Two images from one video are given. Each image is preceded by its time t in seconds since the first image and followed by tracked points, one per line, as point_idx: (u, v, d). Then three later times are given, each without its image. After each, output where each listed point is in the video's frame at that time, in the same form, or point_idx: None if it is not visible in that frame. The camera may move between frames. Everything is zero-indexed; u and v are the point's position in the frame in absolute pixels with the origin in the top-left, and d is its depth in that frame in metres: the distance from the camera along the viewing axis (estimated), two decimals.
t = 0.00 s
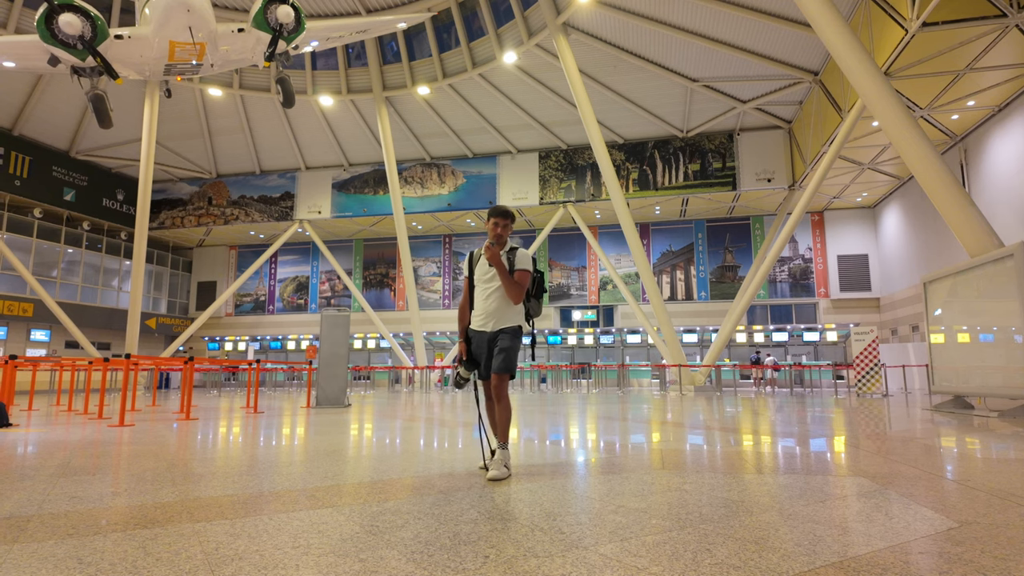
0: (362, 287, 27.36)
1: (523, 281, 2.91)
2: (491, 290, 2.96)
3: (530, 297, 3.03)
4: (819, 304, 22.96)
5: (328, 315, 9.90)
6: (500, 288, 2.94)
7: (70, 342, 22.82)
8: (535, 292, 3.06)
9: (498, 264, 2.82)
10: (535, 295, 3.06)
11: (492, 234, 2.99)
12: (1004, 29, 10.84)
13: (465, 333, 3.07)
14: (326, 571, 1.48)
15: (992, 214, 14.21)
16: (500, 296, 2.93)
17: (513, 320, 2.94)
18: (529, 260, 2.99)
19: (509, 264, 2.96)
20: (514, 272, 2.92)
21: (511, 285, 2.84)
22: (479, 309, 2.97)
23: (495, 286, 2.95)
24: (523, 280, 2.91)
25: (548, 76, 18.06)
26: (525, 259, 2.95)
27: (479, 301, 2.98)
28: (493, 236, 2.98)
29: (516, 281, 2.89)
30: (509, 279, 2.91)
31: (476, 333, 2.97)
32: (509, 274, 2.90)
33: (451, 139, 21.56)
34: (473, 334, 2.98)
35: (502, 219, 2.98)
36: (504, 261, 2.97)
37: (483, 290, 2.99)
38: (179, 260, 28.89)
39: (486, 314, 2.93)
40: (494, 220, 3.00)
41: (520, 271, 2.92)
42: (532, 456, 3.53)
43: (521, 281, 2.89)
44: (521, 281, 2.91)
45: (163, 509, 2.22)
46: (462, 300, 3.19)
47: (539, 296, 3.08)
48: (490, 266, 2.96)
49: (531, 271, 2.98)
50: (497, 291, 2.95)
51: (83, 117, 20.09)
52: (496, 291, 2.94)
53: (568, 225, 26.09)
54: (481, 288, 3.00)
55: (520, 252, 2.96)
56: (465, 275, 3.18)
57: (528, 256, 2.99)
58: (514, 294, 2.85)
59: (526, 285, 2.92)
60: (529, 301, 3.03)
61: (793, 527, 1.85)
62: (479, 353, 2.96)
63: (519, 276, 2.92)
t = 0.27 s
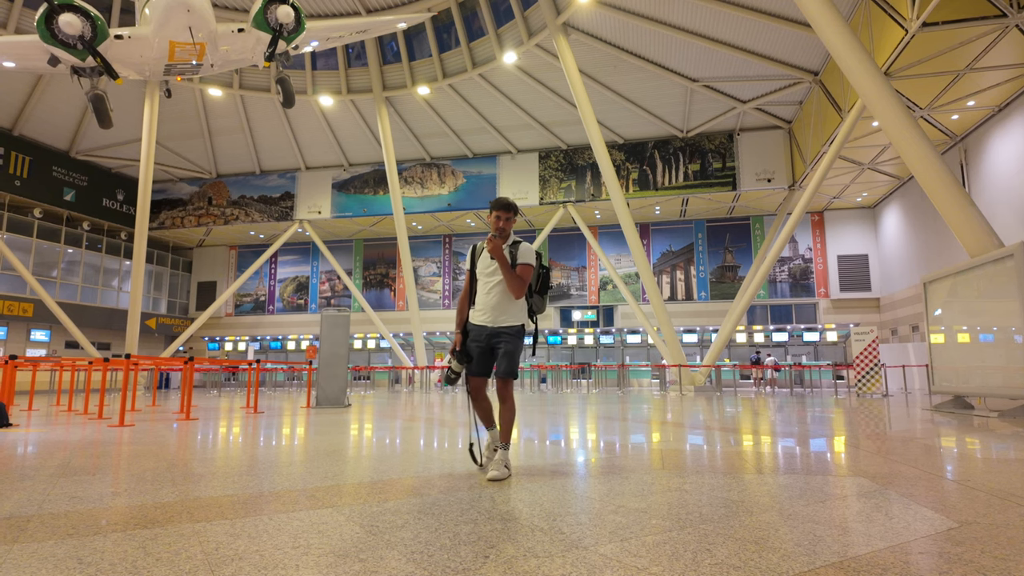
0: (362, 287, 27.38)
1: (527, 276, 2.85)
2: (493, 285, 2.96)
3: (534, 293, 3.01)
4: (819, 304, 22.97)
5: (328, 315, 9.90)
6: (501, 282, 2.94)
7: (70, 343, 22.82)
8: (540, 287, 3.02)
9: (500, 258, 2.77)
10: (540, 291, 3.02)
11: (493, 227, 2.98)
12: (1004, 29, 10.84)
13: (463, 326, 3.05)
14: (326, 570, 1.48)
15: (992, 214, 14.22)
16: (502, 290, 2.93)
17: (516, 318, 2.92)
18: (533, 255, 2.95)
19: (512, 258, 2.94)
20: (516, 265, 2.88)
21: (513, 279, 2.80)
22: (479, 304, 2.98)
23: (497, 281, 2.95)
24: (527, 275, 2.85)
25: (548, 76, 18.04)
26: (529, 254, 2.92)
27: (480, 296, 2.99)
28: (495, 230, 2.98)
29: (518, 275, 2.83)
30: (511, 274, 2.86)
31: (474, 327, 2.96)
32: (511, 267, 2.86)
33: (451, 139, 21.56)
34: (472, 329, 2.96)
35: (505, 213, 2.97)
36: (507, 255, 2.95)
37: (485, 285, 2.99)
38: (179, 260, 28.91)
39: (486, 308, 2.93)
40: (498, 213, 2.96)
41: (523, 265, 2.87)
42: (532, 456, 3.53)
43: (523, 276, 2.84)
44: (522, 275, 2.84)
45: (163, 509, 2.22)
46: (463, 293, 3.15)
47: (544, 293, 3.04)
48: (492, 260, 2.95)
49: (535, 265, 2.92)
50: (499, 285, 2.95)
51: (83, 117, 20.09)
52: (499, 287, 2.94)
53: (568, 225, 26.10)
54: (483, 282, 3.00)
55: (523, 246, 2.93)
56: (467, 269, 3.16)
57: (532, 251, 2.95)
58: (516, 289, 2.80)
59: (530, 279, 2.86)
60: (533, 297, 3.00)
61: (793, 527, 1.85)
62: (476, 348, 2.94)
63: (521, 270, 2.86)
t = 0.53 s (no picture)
0: (363, 288, 27.38)
1: (529, 276, 2.84)
2: (494, 284, 2.91)
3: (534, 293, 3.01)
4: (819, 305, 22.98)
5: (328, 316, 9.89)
6: (503, 281, 2.89)
7: (70, 344, 22.83)
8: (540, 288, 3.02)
9: (503, 257, 2.74)
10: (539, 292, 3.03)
11: (493, 224, 2.95)
12: (1004, 31, 10.84)
13: (460, 324, 2.94)
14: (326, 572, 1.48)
15: (992, 215, 14.22)
16: (503, 289, 2.89)
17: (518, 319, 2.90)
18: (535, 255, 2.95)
19: (513, 256, 2.91)
20: (519, 265, 2.86)
21: (515, 279, 2.77)
22: (480, 303, 2.90)
23: (499, 280, 2.90)
24: (528, 276, 2.84)
25: (547, 77, 18.06)
26: (530, 254, 2.91)
27: (480, 295, 2.92)
28: (494, 227, 2.94)
29: (520, 275, 2.81)
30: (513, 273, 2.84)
31: (473, 326, 2.88)
32: (513, 266, 2.83)
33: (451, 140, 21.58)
34: (471, 328, 2.88)
35: (505, 210, 2.92)
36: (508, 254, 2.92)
37: (486, 284, 2.93)
38: (179, 261, 28.92)
39: (487, 307, 2.86)
40: (499, 211, 2.92)
41: (525, 265, 2.86)
42: (532, 458, 3.53)
43: (525, 276, 2.82)
44: (525, 275, 2.83)
45: (163, 510, 2.22)
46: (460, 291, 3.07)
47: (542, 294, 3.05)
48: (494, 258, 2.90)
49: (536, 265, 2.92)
50: (500, 284, 2.90)
51: (83, 118, 20.11)
52: (501, 285, 2.89)
53: (568, 226, 26.11)
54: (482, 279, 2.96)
55: (526, 246, 2.91)
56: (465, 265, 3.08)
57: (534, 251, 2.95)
58: (518, 288, 2.78)
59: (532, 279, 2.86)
60: (532, 297, 3.00)
61: (793, 528, 1.85)
62: (475, 347, 2.84)
63: (523, 270, 2.85)
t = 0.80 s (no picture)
0: (363, 291, 27.38)
1: (529, 278, 2.81)
2: (493, 286, 2.85)
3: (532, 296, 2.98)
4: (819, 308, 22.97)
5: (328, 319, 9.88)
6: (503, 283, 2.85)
7: (70, 347, 22.82)
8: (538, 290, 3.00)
9: (504, 259, 2.69)
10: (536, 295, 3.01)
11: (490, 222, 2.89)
12: (1003, 34, 10.85)
13: (457, 329, 2.86)
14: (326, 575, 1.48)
15: (991, 218, 14.23)
16: (502, 292, 2.83)
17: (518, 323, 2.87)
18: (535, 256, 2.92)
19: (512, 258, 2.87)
20: (518, 267, 2.81)
21: (515, 280, 2.73)
22: (477, 306, 2.84)
23: (498, 283, 2.85)
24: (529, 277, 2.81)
25: (547, 80, 18.09)
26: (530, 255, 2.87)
27: (478, 297, 2.86)
28: (492, 226, 2.88)
29: (520, 276, 2.76)
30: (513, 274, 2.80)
31: (470, 331, 2.81)
32: (513, 268, 2.78)
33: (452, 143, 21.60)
34: (470, 333, 2.80)
35: (503, 209, 2.88)
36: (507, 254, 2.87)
37: (484, 286, 2.87)
38: (179, 264, 28.93)
39: (486, 311, 2.80)
40: (498, 209, 2.86)
41: (525, 266, 2.82)
42: (532, 461, 3.53)
43: (524, 277, 2.77)
44: (524, 276, 2.79)
45: (163, 514, 2.21)
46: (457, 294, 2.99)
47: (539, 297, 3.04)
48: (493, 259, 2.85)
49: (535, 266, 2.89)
50: (498, 287, 2.85)
51: (83, 121, 20.13)
52: (500, 288, 2.84)
53: (568, 229, 26.13)
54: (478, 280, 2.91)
55: (524, 247, 2.85)
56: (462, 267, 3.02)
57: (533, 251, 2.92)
58: (517, 290, 2.74)
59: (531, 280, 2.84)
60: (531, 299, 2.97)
61: (794, 531, 1.85)
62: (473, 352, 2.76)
63: (522, 271, 2.80)
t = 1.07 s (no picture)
0: (363, 295, 27.39)
1: (523, 276, 2.80)
2: (486, 286, 2.81)
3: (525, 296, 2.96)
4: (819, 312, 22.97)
5: (328, 323, 9.89)
6: (496, 283, 2.81)
7: (70, 351, 22.80)
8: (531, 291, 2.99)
9: (496, 256, 2.69)
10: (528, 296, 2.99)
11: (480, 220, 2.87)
12: (1001, 39, 10.87)
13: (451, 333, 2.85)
14: None
15: (991, 222, 14.24)
16: (495, 292, 2.79)
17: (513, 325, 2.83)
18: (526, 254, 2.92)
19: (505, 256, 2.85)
20: (512, 264, 2.81)
21: (509, 278, 2.71)
22: (471, 306, 2.78)
23: (492, 282, 2.82)
24: (522, 275, 2.80)
25: (547, 84, 18.14)
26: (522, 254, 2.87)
27: (471, 297, 2.80)
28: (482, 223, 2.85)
29: (514, 274, 2.75)
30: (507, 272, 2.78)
31: (464, 333, 2.74)
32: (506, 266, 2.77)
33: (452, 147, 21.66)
34: (465, 335, 2.73)
35: (492, 205, 2.87)
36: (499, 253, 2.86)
37: (477, 285, 2.82)
38: (179, 268, 28.94)
39: (480, 312, 2.74)
40: (488, 207, 2.85)
41: (517, 264, 2.81)
42: (532, 465, 3.52)
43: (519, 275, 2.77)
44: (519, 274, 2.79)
45: (162, 518, 2.21)
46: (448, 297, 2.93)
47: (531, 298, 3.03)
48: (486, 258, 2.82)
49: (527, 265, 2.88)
50: (492, 286, 2.81)
51: (84, 125, 20.18)
52: (494, 287, 2.81)
53: (568, 233, 26.16)
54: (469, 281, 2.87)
55: (517, 244, 2.85)
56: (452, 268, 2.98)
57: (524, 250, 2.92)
58: (512, 288, 2.72)
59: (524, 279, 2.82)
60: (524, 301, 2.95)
61: (794, 535, 1.84)
62: (469, 356, 2.71)
63: (516, 269, 2.80)
